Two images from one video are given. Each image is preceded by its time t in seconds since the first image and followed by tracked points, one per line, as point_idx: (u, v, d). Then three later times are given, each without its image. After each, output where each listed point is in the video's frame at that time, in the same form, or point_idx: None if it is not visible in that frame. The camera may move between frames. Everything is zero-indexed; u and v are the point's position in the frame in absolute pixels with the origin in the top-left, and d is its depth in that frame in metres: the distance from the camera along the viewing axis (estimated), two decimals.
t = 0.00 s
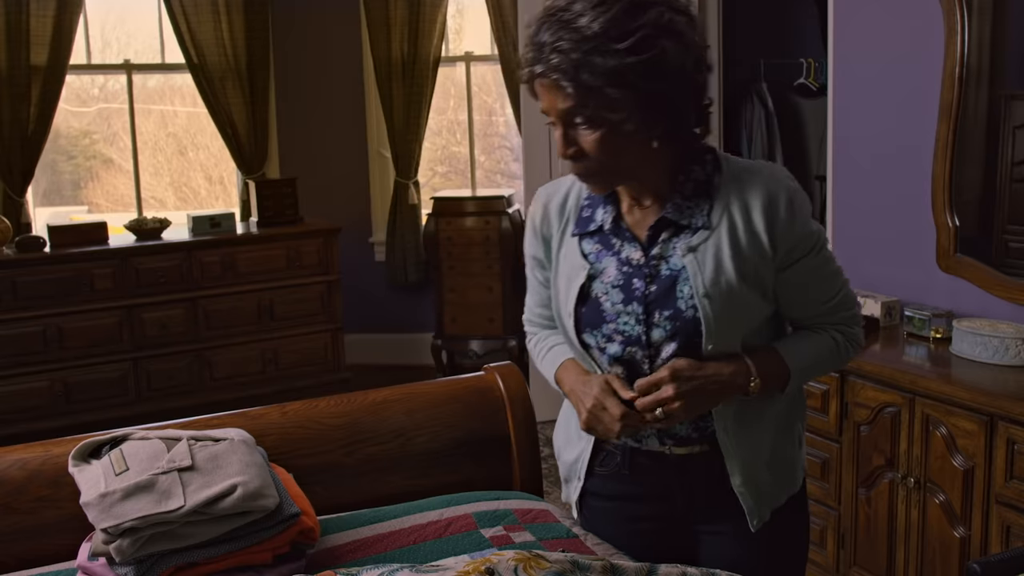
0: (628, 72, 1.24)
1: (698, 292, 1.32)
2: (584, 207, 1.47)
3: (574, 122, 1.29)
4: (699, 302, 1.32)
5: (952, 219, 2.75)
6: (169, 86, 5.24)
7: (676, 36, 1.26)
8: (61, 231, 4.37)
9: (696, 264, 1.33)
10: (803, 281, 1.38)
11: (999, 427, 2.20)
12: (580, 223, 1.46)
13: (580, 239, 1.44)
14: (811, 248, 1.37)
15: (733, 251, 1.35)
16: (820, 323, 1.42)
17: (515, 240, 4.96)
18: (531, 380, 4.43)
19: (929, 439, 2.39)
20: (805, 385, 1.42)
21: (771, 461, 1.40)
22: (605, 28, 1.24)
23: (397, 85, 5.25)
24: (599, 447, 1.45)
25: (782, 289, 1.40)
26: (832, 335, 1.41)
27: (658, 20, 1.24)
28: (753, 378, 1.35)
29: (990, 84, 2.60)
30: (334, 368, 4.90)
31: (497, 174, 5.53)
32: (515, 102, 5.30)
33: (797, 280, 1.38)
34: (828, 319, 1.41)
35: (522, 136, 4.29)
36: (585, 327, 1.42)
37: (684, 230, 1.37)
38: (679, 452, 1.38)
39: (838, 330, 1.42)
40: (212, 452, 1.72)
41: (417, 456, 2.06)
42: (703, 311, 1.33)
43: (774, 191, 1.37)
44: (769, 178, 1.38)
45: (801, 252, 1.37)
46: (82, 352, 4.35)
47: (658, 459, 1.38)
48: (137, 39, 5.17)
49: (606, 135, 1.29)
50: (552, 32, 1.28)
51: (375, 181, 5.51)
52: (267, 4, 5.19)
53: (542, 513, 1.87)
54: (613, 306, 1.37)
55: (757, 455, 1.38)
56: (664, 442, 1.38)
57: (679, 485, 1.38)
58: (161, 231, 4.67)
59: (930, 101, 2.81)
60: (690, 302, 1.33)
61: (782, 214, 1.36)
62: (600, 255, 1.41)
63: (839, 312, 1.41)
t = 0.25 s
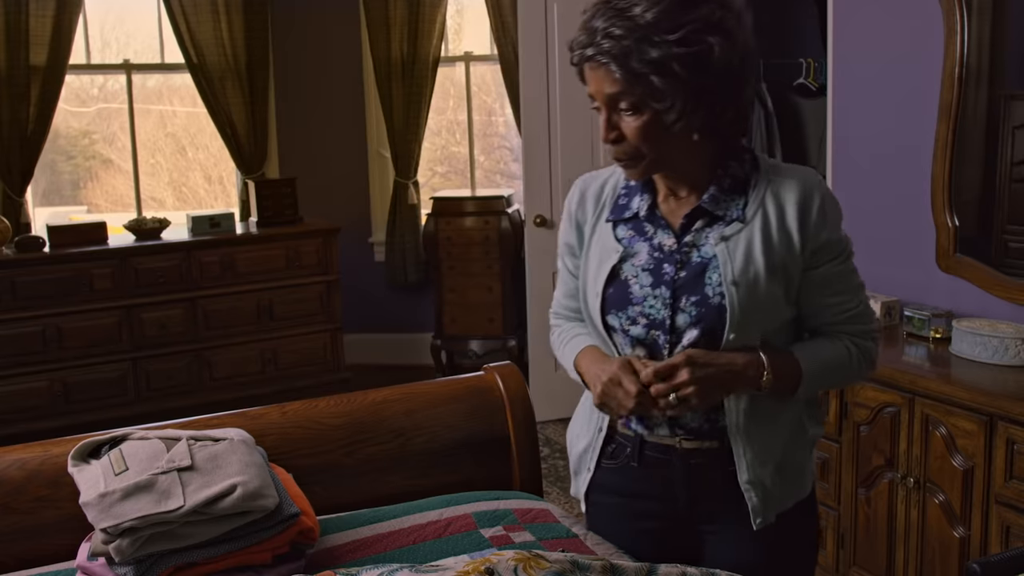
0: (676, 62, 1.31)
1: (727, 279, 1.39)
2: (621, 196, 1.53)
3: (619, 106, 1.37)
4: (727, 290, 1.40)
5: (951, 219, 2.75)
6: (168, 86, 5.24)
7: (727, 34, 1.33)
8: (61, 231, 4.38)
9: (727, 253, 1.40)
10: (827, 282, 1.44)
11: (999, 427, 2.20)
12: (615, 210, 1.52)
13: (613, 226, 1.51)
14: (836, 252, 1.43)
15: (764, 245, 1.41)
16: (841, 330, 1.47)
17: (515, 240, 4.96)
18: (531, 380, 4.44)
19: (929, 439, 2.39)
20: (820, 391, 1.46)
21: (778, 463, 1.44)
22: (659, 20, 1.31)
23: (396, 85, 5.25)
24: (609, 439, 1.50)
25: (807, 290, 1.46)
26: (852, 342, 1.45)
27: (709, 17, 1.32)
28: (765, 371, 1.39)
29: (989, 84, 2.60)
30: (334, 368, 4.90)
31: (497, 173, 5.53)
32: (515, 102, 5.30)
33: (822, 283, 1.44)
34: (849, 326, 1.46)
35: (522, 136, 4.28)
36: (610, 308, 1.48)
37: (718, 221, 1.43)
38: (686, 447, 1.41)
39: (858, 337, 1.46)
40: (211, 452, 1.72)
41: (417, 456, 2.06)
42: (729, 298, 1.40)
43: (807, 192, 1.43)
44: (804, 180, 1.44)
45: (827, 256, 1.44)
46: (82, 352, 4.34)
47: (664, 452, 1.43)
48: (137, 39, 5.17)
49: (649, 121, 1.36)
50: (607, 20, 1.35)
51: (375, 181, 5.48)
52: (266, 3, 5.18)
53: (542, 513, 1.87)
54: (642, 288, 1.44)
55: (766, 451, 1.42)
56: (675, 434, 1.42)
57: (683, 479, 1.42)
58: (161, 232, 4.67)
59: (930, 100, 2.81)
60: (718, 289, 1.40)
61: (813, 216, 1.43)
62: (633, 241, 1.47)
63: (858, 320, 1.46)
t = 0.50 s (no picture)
0: (709, 57, 1.36)
1: (750, 273, 1.43)
2: (649, 190, 1.57)
3: (652, 98, 1.42)
4: (749, 284, 1.43)
5: (951, 219, 2.74)
6: (167, 86, 5.24)
7: (759, 31, 1.37)
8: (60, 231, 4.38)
9: (751, 249, 1.44)
10: (846, 284, 1.47)
11: (999, 427, 2.20)
12: (643, 203, 1.56)
13: (639, 219, 1.55)
14: (857, 255, 1.46)
15: (788, 243, 1.44)
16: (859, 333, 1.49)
17: (514, 240, 4.96)
18: (531, 380, 4.44)
19: (928, 439, 2.39)
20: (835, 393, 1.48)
21: (794, 460, 1.47)
22: (694, 14, 1.36)
23: (396, 85, 5.25)
24: (621, 431, 1.54)
25: (827, 291, 1.48)
26: (869, 344, 1.47)
27: (743, 14, 1.36)
28: (779, 363, 1.43)
29: (989, 84, 2.61)
30: (333, 369, 4.90)
31: (496, 173, 5.53)
32: (514, 102, 5.30)
33: (842, 284, 1.47)
34: (867, 329, 1.48)
35: (522, 136, 4.27)
36: (632, 299, 1.52)
37: (744, 218, 1.47)
38: (697, 441, 1.45)
39: (875, 340, 1.48)
40: (211, 452, 1.72)
41: (416, 456, 2.06)
42: (751, 292, 1.43)
43: (833, 194, 1.46)
44: (829, 183, 1.47)
45: (849, 259, 1.46)
46: (81, 352, 4.34)
47: (675, 445, 1.46)
48: (136, 39, 5.17)
49: (681, 113, 1.40)
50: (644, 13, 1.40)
51: (375, 181, 5.47)
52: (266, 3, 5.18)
53: (541, 514, 1.86)
54: (665, 280, 1.48)
55: (779, 447, 1.45)
56: (687, 427, 1.46)
57: (693, 473, 1.45)
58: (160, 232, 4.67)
59: (929, 101, 2.81)
60: (740, 284, 1.44)
61: (837, 218, 1.45)
62: (660, 233, 1.51)
63: (876, 323, 1.48)
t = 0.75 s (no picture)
0: (735, 43, 1.38)
1: (773, 271, 1.45)
2: (667, 187, 1.58)
3: (677, 86, 1.44)
4: (772, 282, 1.45)
5: (950, 219, 2.74)
6: (166, 86, 5.23)
7: (782, 21, 1.40)
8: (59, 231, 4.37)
9: (774, 247, 1.46)
10: (861, 286, 1.50)
11: (998, 427, 2.20)
12: (662, 201, 1.57)
13: (659, 215, 1.56)
14: (871, 258, 1.50)
15: (809, 242, 1.47)
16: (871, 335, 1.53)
17: (513, 240, 4.96)
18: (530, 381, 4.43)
19: (928, 439, 2.39)
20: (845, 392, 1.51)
21: (808, 455, 1.49)
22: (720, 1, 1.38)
23: (395, 85, 5.25)
24: (636, 426, 1.54)
25: (842, 293, 1.52)
26: (881, 346, 1.51)
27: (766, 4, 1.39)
28: (796, 359, 1.46)
29: (988, 84, 2.61)
30: (332, 369, 4.90)
31: (495, 173, 5.53)
32: (513, 102, 5.30)
33: (856, 286, 1.51)
34: (879, 331, 1.52)
35: (521, 136, 4.27)
36: (653, 294, 1.53)
37: (765, 217, 1.49)
38: (714, 434, 1.46)
39: (886, 342, 1.52)
40: (210, 452, 1.72)
41: (416, 457, 2.06)
42: (774, 290, 1.45)
43: (851, 197, 1.50)
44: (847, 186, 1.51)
45: (865, 261, 1.50)
46: (80, 352, 4.34)
47: (692, 439, 1.47)
48: (135, 39, 5.17)
49: (707, 100, 1.42)
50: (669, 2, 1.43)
51: (374, 181, 5.46)
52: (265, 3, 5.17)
53: (540, 514, 1.86)
54: (687, 275, 1.49)
55: (795, 441, 1.48)
56: (705, 419, 1.47)
57: (710, 467, 1.46)
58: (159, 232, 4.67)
59: (928, 100, 2.81)
60: (763, 282, 1.46)
61: (855, 220, 1.49)
62: (680, 230, 1.52)
63: (888, 326, 1.52)
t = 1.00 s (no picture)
0: (753, 32, 1.42)
1: (790, 271, 1.46)
2: (680, 187, 1.58)
3: (695, 75, 1.46)
4: (789, 281, 1.46)
5: (948, 219, 2.75)
6: (164, 86, 5.23)
7: (798, 13, 1.43)
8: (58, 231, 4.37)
9: (790, 247, 1.47)
10: (874, 285, 1.52)
11: (997, 427, 2.20)
12: (676, 200, 1.57)
13: (673, 214, 1.56)
14: (884, 257, 1.51)
15: (824, 241, 1.48)
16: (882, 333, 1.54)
17: (512, 240, 4.95)
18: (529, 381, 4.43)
19: (927, 439, 2.39)
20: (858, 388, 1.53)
21: (823, 451, 1.50)
22: None
23: (394, 85, 5.25)
24: (650, 423, 1.53)
25: (855, 293, 1.53)
26: (893, 345, 1.52)
27: None
28: (813, 356, 1.47)
29: (986, 84, 2.61)
30: (331, 369, 4.89)
31: (494, 174, 5.53)
32: (512, 101, 5.30)
33: (868, 286, 1.52)
34: (890, 330, 1.53)
35: (521, 136, 4.27)
36: (669, 294, 1.53)
37: (781, 217, 1.49)
38: (728, 429, 1.46)
39: (898, 340, 1.53)
40: (209, 453, 1.72)
41: (415, 457, 2.05)
42: (791, 289, 1.46)
43: (864, 197, 1.51)
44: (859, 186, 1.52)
45: (878, 260, 1.51)
46: (78, 353, 4.34)
47: (707, 435, 1.47)
48: (133, 39, 5.16)
49: (725, 87, 1.45)
50: None
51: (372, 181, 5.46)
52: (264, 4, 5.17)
53: (539, 515, 1.86)
54: (704, 275, 1.49)
55: (811, 437, 1.49)
56: (722, 414, 1.47)
57: (724, 463, 1.46)
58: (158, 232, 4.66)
59: (927, 100, 2.81)
60: (780, 281, 1.46)
61: (868, 219, 1.50)
62: (695, 229, 1.52)
63: (899, 325, 1.53)
